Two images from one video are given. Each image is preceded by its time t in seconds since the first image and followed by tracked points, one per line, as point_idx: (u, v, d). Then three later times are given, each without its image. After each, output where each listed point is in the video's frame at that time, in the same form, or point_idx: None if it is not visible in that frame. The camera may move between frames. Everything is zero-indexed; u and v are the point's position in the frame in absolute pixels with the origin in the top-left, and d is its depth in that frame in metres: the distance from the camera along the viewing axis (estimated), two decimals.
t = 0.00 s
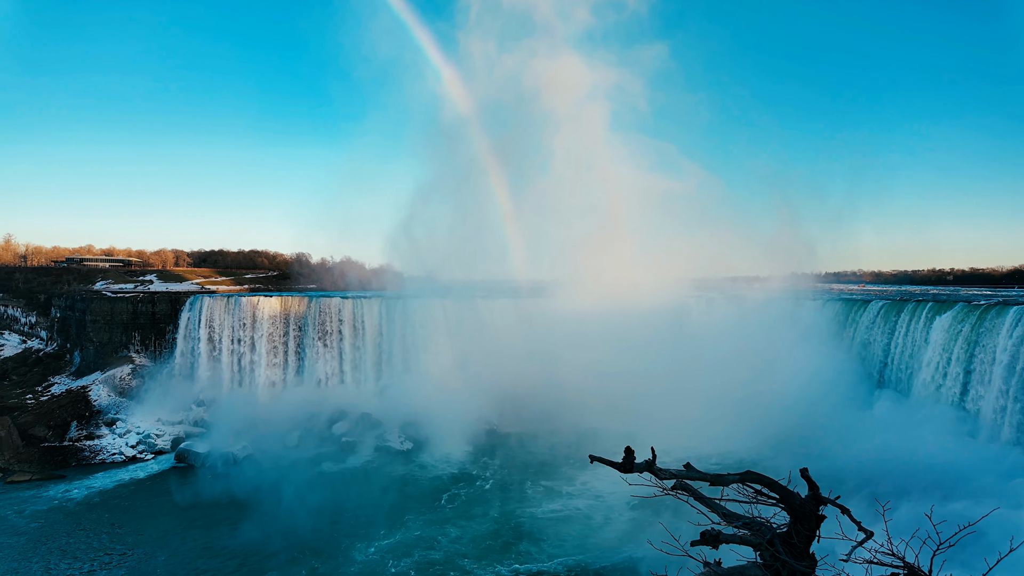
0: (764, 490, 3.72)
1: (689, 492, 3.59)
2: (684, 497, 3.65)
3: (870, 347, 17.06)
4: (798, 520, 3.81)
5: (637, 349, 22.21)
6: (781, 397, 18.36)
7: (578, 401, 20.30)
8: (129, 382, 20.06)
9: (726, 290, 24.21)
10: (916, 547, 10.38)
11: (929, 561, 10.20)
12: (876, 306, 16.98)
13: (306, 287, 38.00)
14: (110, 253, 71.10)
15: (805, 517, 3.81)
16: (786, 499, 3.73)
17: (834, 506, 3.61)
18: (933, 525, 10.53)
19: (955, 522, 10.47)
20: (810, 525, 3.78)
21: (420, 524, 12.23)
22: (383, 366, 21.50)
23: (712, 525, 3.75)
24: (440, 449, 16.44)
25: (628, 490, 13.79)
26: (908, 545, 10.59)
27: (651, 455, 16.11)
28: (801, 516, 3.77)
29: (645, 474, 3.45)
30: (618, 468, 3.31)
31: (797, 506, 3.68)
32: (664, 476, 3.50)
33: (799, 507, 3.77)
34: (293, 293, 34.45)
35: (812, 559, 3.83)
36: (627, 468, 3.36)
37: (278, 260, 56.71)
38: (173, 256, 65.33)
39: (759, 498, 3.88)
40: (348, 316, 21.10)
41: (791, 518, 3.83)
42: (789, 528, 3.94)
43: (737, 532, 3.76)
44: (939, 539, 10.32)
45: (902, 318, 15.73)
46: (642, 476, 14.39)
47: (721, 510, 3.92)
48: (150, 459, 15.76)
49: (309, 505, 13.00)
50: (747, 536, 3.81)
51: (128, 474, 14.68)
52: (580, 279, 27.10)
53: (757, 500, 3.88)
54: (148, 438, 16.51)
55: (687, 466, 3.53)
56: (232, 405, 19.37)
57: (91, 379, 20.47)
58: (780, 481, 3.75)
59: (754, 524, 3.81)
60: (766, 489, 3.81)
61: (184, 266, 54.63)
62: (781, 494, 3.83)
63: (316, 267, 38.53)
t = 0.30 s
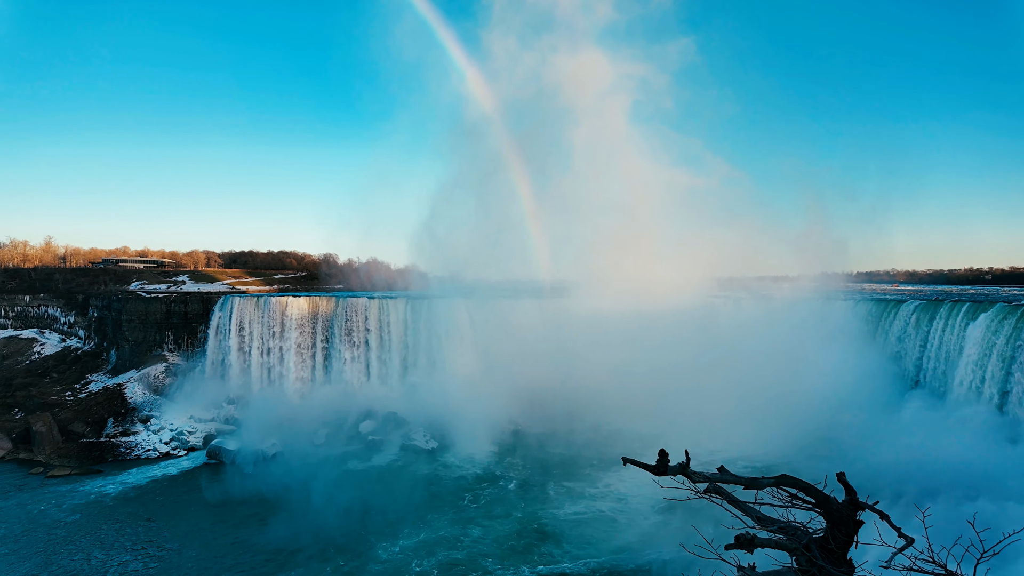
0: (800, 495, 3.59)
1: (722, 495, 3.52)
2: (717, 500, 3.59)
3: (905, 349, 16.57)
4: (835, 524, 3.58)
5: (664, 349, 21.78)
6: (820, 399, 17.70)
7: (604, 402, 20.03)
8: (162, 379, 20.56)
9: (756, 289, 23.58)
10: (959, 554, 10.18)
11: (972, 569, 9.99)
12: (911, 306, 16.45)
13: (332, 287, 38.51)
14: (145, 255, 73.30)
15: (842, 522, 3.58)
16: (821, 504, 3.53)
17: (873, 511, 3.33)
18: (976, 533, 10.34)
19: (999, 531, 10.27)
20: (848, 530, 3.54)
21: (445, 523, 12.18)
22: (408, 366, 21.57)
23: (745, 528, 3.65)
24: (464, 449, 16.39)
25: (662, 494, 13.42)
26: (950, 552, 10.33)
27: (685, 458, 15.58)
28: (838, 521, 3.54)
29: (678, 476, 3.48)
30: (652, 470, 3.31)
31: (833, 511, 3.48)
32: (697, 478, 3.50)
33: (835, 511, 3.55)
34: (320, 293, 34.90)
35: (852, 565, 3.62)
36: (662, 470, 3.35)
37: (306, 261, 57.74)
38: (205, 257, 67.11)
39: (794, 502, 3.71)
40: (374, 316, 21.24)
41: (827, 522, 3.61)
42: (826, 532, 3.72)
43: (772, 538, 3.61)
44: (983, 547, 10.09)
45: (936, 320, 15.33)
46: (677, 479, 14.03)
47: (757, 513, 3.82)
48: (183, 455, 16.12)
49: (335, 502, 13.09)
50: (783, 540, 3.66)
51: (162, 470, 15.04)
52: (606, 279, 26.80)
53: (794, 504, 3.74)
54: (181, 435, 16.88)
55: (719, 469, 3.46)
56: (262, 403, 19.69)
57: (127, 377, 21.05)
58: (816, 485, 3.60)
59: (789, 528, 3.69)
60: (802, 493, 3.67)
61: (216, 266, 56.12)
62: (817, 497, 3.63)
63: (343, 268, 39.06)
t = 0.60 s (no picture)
0: (839, 502, 3.39)
1: (759, 501, 3.36)
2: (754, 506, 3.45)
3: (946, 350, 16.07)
4: (876, 532, 3.41)
5: (695, 349, 21.27)
6: (866, 399, 16.72)
7: (633, 403, 19.68)
8: (197, 377, 21.08)
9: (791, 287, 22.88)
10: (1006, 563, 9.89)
11: None
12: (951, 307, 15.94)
13: (362, 287, 39.06)
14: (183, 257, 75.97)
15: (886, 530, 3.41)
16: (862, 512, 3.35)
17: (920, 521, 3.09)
18: None
19: None
20: (890, 538, 3.38)
21: (471, 523, 12.12)
22: (435, 365, 21.64)
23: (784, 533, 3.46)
24: (491, 448, 16.34)
25: (696, 499, 13.03)
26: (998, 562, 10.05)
27: (723, 463, 15.01)
28: (879, 529, 3.38)
29: (716, 482, 3.33)
30: (688, 475, 3.21)
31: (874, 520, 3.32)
32: (734, 483, 3.34)
33: (877, 520, 3.38)
34: (349, 293, 35.41)
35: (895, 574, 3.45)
36: (698, 475, 3.24)
37: (336, 262, 58.81)
38: (239, 258, 69.09)
39: (834, 509, 3.51)
40: (403, 316, 21.38)
41: (868, 530, 3.44)
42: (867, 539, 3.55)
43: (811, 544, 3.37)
44: None
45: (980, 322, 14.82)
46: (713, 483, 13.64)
47: (794, 519, 3.57)
48: (218, 452, 16.47)
49: (362, 500, 13.18)
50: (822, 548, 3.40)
51: (197, 466, 15.38)
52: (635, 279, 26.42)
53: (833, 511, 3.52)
54: (215, 432, 17.25)
55: (756, 474, 3.31)
56: (294, 402, 20.00)
57: (165, 375, 21.66)
58: (857, 492, 3.40)
59: (830, 536, 3.42)
60: (841, 500, 3.47)
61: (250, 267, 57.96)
62: (858, 505, 3.44)
63: (372, 268, 39.61)
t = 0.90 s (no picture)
0: (880, 507, 3.17)
1: (797, 506, 3.15)
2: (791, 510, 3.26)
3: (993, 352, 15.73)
4: (919, 540, 3.08)
5: (727, 347, 20.66)
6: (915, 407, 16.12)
7: (663, 404, 19.32)
8: (232, 375, 21.58)
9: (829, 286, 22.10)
10: None
11: None
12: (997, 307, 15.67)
13: (391, 287, 39.51)
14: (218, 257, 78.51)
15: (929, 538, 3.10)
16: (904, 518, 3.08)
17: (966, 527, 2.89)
18: None
19: None
20: (934, 546, 3.05)
21: (498, 523, 12.03)
22: (463, 365, 21.66)
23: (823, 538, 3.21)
24: (519, 448, 16.24)
25: (731, 502, 12.67)
26: None
27: (759, 466, 14.53)
28: (922, 536, 3.06)
29: (752, 485, 3.15)
30: (724, 477, 2.99)
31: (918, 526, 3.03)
32: (770, 487, 3.19)
33: (919, 527, 3.08)
34: (379, 292, 35.82)
35: None
36: (734, 478, 3.03)
37: (366, 262, 59.68)
38: (272, 259, 70.93)
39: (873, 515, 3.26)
40: (431, 315, 21.46)
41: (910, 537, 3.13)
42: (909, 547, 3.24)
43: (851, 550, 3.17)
44: None
45: None
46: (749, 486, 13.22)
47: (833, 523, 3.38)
48: (252, 448, 16.81)
49: (390, 498, 13.24)
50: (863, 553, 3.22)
51: (231, 462, 15.72)
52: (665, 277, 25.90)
53: (871, 515, 3.33)
54: (249, 429, 17.61)
55: (793, 477, 3.11)
56: (325, 400, 20.27)
57: (201, 372, 22.25)
58: (898, 496, 3.17)
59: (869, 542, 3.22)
60: (881, 505, 3.24)
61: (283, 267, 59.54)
62: (899, 510, 3.18)
63: (401, 269, 40.01)
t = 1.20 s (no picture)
0: (917, 513, 2.99)
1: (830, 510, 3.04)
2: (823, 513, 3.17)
3: None
4: (959, 547, 2.93)
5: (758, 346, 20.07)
6: (958, 417, 16.01)
7: (689, 405, 18.94)
8: (263, 374, 21.99)
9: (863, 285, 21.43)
10: None
11: None
12: None
13: (418, 286, 39.79)
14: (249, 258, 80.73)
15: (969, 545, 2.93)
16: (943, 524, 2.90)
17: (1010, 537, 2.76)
18: None
19: None
20: (974, 554, 2.89)
21: (522, 523, 11.93)
22: (489, 365, 21.61)
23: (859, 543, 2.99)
24: (544, 448, 16.10)
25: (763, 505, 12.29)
26: None
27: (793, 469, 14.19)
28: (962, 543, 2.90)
29: (783, 488, 3.06)
30: (756, 481, 2.85)
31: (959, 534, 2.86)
32: (803, 490, 3.07)
33: (960, 533, 2.90)
34: (405, 292, 36.12)
35: None
36: (766, 481, 2.89)
37: (393, 263, 60.28)
38: (301, 259, 72.46)
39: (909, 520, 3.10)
40: (457, 315, 21.49)
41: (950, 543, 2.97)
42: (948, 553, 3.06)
43: (887, 555, 3.03)
44: None
45: None
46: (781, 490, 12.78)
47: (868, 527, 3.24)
48: (282, 446, 17.07)
49: (416, 496, 13.28)
50: (900, 560, 3.03)
51: (262, 459, 15.99)
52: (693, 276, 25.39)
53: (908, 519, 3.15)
54: (279, 426, 17.88)
55: (826, 481, 3.02)
56: (352, 398, 20.48)
57: (233, 371, 22.72)
58: (936, 501, 3.00)
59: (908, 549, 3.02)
60: (918, 510, 3.07)
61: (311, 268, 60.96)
62: (938, 516, 3.00)
63: (427, 269, 40.28)
